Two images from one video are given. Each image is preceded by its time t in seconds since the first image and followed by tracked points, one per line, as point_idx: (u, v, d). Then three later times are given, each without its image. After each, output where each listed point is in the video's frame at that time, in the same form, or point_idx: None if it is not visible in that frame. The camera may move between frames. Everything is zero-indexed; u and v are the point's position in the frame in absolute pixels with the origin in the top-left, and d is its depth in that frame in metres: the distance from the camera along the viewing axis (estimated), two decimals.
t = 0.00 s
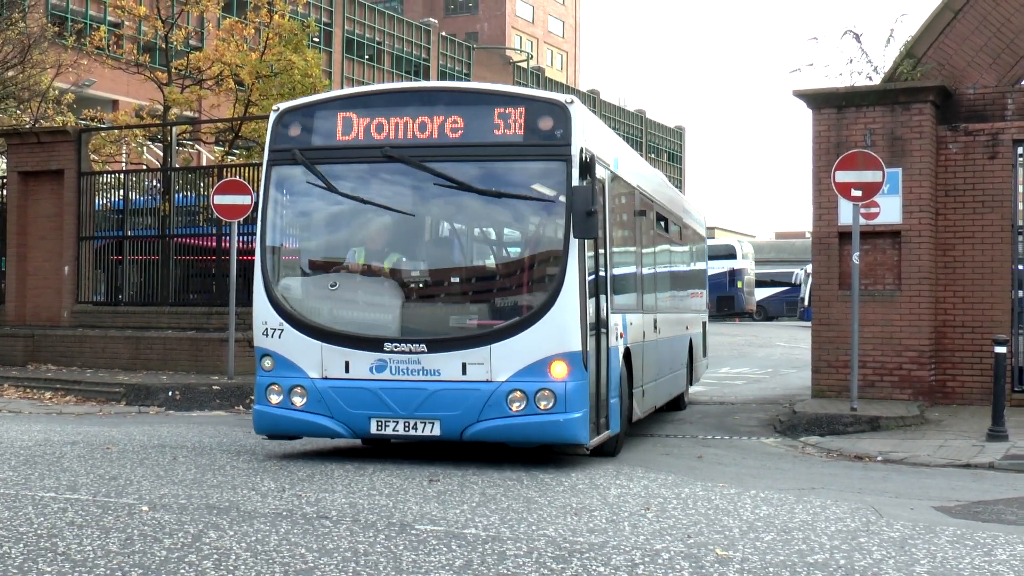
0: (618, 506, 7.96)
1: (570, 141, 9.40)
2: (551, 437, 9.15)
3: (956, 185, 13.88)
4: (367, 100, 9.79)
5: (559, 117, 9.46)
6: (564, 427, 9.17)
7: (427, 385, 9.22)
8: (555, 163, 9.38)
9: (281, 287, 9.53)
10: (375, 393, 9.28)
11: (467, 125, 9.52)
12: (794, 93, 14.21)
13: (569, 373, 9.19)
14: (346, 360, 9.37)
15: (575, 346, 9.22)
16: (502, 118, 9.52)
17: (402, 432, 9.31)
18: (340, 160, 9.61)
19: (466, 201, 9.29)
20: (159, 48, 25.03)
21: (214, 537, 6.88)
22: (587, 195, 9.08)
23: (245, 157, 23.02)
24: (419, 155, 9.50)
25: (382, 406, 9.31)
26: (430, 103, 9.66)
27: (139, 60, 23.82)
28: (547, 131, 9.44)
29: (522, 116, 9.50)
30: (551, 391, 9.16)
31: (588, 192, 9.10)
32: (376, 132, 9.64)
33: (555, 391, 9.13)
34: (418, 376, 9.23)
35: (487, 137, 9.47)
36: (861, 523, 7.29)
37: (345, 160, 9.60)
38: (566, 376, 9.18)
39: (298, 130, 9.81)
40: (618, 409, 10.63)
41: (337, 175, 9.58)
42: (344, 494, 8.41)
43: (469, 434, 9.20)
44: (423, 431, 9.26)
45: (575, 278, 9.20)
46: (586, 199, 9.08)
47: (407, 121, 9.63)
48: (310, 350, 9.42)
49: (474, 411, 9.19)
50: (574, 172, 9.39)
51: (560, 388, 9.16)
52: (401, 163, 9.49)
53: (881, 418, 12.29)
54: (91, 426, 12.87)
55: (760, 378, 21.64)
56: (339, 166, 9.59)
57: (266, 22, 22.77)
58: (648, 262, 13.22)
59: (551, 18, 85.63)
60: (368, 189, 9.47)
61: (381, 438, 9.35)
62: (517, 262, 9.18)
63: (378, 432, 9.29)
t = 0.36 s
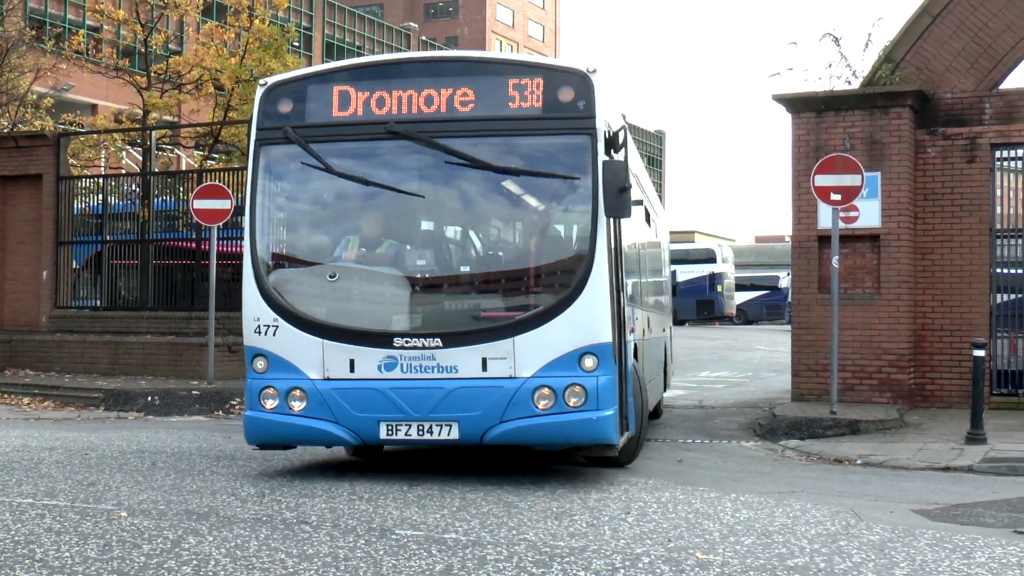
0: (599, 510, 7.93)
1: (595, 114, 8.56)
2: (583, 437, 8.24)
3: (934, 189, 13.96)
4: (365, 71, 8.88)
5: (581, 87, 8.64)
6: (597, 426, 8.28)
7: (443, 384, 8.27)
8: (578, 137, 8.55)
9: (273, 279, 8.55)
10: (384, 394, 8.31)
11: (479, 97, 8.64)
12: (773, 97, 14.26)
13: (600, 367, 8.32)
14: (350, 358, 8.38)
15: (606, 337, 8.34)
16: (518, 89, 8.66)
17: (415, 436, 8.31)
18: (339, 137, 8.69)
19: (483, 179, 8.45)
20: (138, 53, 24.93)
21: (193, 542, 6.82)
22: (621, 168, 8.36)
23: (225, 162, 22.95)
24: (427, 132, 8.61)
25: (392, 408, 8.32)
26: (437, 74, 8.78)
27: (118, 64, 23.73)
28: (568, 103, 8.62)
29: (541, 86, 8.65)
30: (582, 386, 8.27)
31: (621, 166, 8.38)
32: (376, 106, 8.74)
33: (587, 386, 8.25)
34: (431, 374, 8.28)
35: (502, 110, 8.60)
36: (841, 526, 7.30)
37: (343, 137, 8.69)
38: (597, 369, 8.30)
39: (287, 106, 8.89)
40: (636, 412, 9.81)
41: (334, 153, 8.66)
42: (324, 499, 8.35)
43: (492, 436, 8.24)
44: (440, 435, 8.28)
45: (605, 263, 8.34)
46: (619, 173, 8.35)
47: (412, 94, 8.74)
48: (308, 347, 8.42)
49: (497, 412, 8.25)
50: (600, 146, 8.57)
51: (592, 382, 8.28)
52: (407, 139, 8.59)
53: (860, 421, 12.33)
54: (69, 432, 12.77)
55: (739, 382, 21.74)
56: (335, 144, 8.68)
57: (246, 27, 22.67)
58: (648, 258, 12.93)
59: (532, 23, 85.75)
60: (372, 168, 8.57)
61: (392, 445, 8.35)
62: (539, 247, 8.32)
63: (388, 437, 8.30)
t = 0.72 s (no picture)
0: (558, 514, 7.92)
1: (643, 87, 8.10)
2: (643, 443, 7.69)
3: (891, 195, 14.14)
4: (381, 40, 8.25)
5: (624, 57, 8.16)
6: (656, 431, 7.73)
7: (487, 390, 7.62)
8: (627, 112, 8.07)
9: (288, 278, 7.86)
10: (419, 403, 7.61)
11: (514, 71, 8.10)
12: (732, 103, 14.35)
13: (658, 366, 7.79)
14: (377, 362, 7.68)
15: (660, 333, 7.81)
16: (557, 59, 8.14)
17: (454, 449, 7.61)
18: (357, 113, 8.07)
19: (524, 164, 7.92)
20: (94, 54, 24.61)
21: (149, 549, 6.72)
22: (686, 145, 8.43)
23: (184, 165, 22.71)
24: (458, 107, 8.05)
25: (425, 419, 7.62)
26: (463, 44, 8.19)
27: (73, 65, 23.41)
28: (611, 74, 8.13)
29: (581, 55, 8.14)
30: (641, 388, 7.72)
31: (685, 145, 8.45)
32: (398, 79, 8.15)
33: (646, 387, 7.71)
34: (471, 378, 7.63)
35: (539, 84, 8.07)
36: (797, 529, 7.34)
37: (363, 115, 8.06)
38: (655, 369, 7.77)
39: (294, 81, 8.23)
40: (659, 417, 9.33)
41: (351, 134, 8.04)
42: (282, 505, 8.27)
43: (542, 446, 7.61)
44: (482, 446, 7.60)
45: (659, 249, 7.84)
46: (682, 151, 8.42)
47: (438, 65, 8.15)
48: (330, 350, 7.70)
49: (546, 419, 7.62)
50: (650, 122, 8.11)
51: (650, 383, 7.74)
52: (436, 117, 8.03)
53: (817, 425, 12.42)
54: (20, 439, 12.57)
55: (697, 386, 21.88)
56: (355, 124, 8.06)
57: (204, 29, 22.40)
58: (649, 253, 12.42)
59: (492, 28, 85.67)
60: (395, 151, 7.97)
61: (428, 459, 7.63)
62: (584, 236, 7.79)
63: (423, 449, 7.59)
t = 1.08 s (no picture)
0: (442, 519, 7.81)
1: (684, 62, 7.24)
2: (689, 456, 6.82)
3: (772, 201, 14.51)
4: None
5: (662, 31, 7.28)
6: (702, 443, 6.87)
7: (520, 396, 6.64)
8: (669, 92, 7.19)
9: (286, 264, 6.71)
10: (441, 411, 6.56)
11: (542, 40, 7.14)
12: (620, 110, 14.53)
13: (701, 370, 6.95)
14: (393, 363, 6.60)
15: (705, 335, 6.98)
16: (588, 30, 7.19)
17: (481, 463, 6.58)
18: (367, 78, 6.93)
19: (560, 140, 6.96)
20: None
21: (17, 559, 6.38)
22: (743, 128, 7.46)
23: (60, 164, 21.89)
24: (485, 77, 7.02)
25: (448, 429, 6.57)
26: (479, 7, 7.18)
27: None
28: (650, 48, 7.25)
29: (615, 26, 7.22)
30: (686, 395, 6.87)
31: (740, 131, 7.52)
32: (408, 41, 7.06)
33: (691, 394, 6.87)
34: (501, 382, 6.65)
35: (569, 55, 7.12)
36: (677, 531, 7.40)
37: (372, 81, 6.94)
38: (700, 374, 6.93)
39: (287, 38, 7.05)
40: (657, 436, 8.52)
41: (360, 99, 6.92)
42: (160, 512, 7.97)
43: (580, 459, 6.65)
44: (513, 460, 6.60)
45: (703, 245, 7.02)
46: (738, 136, 7.45)
47: (453, 28, 7.11)
48: (337, 350, 6.60)
49: (585, 429, 6.67)
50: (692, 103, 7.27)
51: (695, 390, 6.89)
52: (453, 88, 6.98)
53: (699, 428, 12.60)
54: None
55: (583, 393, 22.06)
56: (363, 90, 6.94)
57: (84, 26, 21.69)
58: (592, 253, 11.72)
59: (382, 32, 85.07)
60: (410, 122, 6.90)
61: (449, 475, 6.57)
62: (625, 223, 6.96)
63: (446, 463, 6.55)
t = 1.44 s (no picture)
0: (332, 523, 7.71)
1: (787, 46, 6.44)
2: (800, 473, 6.06)
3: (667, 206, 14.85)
4: None
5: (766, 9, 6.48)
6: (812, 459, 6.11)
7: (634, 405, 5.75)
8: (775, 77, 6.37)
9: (371, 252, 5.67)
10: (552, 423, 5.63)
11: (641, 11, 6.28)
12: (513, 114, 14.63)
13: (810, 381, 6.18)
14: (498, 369, 5.62)
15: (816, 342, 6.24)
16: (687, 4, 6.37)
17: (592, 481, 5.67)
18: (461, 43, 5.99)
19: (674, 122, 6.13)
20: None
21: None
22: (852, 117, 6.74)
23: None
24: (592, 49, 6.13)
25: (557, 442, 5.64)
26: None
27: None
28: (753, 28, 6.43)
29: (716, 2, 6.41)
30: (799, 406, 6.09)
31: (859, 126, 6.87)
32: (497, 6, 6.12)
33: (804, 404, 6.10)
34: (615, 389, 5.75)
35: (669, 29, 6.27)
36: (569, 534, 7.48)
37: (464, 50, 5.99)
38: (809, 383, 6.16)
39: None
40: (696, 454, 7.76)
41: (453, 67, 5.97)
42: (42, 519, 7.73)
43: (696, 478, 5.81)
44: (625, 477, 5.71)
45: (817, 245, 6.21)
46: (854, 126, 6.71)
47: None
48: (434, 352, 5.58)
49: (701, 443, 5.84)
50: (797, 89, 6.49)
51: (808, 400, 6.13)
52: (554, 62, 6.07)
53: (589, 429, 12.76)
54: None
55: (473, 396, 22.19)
56: (454, 59, 5.98)
57: None
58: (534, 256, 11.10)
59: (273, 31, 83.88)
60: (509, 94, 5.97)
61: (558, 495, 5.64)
62: (746, 215, 6.13)
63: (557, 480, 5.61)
